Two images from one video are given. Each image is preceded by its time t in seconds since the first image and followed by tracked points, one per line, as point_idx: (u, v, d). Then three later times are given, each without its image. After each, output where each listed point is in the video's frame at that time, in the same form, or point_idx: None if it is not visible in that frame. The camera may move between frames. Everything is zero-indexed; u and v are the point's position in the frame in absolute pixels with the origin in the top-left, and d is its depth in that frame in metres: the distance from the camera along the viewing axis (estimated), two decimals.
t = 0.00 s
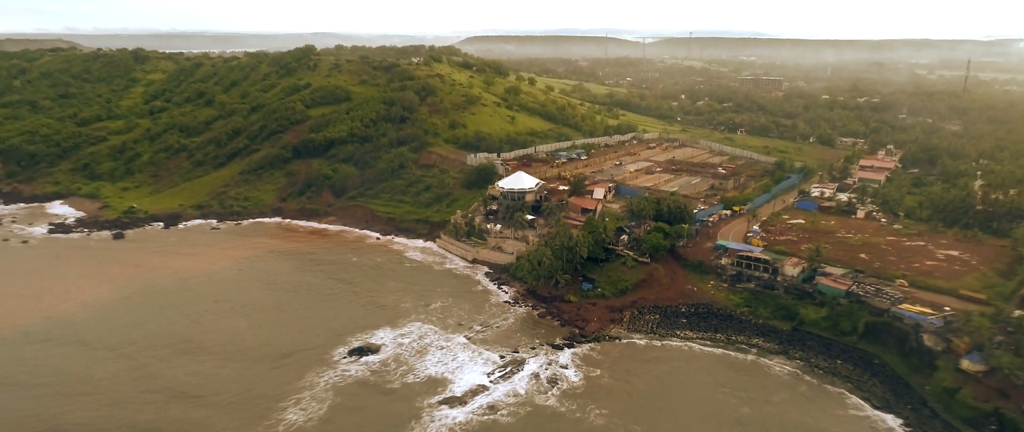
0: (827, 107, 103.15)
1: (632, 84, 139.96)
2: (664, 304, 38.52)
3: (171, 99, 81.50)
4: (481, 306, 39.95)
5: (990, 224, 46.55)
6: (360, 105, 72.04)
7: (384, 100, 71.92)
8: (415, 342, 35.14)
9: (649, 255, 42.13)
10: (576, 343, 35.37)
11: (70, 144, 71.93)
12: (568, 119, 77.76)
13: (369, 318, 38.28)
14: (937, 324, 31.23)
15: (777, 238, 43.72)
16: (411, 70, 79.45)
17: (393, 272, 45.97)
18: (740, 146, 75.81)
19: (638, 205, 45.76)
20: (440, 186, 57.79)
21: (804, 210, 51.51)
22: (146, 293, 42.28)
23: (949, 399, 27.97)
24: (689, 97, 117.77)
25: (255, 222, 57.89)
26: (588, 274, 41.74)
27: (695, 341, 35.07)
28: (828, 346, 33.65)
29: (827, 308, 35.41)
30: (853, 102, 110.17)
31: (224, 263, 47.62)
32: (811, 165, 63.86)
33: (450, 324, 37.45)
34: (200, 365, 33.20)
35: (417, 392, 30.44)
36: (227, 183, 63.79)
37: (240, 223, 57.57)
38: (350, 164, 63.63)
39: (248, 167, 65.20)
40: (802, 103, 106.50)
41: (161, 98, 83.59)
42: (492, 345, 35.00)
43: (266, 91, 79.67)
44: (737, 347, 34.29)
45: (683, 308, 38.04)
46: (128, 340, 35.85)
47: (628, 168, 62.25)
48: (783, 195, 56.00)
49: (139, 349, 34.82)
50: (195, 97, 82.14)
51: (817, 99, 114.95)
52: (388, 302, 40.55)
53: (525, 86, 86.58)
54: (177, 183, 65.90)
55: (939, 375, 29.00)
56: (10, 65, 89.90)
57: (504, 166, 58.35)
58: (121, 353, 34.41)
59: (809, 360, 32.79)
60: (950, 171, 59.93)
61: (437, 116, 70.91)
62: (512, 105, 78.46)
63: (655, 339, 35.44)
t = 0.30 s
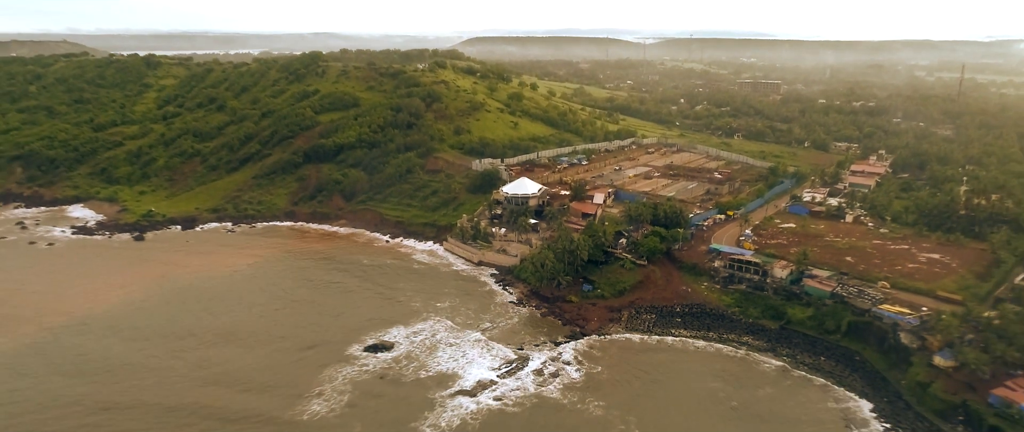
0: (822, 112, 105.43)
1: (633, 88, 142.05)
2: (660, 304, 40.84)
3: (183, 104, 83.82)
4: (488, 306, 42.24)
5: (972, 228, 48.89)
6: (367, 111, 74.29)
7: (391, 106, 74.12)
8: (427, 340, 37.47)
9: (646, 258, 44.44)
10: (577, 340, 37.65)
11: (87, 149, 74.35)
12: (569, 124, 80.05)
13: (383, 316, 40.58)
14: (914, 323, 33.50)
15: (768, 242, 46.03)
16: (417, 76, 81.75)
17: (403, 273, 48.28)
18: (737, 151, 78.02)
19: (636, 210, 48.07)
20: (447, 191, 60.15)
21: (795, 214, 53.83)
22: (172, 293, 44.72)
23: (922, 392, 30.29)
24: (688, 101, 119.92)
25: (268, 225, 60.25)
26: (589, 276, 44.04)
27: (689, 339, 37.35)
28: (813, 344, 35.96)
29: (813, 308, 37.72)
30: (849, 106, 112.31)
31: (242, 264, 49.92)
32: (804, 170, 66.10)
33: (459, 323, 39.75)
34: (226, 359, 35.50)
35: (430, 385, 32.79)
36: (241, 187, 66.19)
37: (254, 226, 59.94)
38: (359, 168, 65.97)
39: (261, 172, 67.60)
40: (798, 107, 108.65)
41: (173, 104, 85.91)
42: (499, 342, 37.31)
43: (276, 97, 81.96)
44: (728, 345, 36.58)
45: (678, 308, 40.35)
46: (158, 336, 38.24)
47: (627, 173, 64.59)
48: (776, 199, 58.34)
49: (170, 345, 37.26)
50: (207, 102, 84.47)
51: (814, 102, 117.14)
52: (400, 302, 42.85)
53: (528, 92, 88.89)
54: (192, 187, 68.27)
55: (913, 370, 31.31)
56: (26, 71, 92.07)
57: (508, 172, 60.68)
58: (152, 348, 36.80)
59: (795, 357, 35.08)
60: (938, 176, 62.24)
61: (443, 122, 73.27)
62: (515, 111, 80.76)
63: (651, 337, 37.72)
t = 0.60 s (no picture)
0: (818, 116, 107.45)
1: (632, 92, 144.23)
2: (655, 305, 43.13)
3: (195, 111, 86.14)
4: (493, 306, 44.55)
5: (955, 232, 51.10)
6: (375, 117, 76.55)
7: (397, 113, 76.39)
8: (436, 338, 39.73)
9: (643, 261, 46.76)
10: (578, 339, 39.91)
11: (103, 155, 76.72)
12: (570, 130, 82.35)
13: (393, 316, 42.85)
14: (892, 323, 35.84)
15: (759, 246, 48.33)
16: (422, 83, 83.95)
17: (411, 275, 50.60)
18: (733, 156, 80.27)
19: (634, 215, 50.39)
20: (452, 197, 62.49)
21: (787, 218, 56.14)
22: (194, 293, 47.18)
23: (897, 387, 32.57)
24: (686, 106, 122.14)
25: (281, 229, 62.59)
26: (589, 278, 46.35)
27: (683, 338, 39.64)
28: (799, 342, 38.27)
29: (800, 309, 40.04)
30: (845, 110, 114.39)
31: (257, 267, 52.23)
32: (797, 175, 68.32)
33: (466, 322, 42.04)
34: (249, 356, 37.81)
35: (439, 380, 35.10)
36: (253, 192, 68.57)
37: (267, 230, 62.28)
38: (367, 174, 68.32)
39: (272, 177, 69.93)
40: (795, 111, 110.87)
41: (185, 110, 88.25)
42: (504, 341, 39.59)
43: (284, 104, 84.26)
44: (719, 343, 38.87)
45: (673, 308, 42.64)
46: (184, 335, 40.61)
47: (626, 179, 66.93)
48: (769, 204, 60.65)
49: (195, 342, 39.68)
50: (218, 108, 86.84)
51: (810, 107, 119.32)
52: (409, 302, 45.12)
53: (530, 99, 91.24)
54: (206, 191, 70.66)
55: (890, 366, 33.58)
56: (40, 77, 94.25)
57: (511, 177, 63.01)
58: (178, 346, 39.14)
59: (781, 354, 37.37)
60: (926, 181, 64.42)
61: (447, 128, 75.49)
62: (518, 117, 83.07)
63: (647, 336, 40.00)
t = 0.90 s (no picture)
0: (814, 121, 109.65)
1: (633, 96, 146.47)
2: (652, 306, 45.43)
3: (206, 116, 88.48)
4: (498, 307, 46.83)
5: (940, 236, 53.34)
6: (381, 123, 78.84)
7: (403, 119, 78.65)
8: (444, 337, 42.01)
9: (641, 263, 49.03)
10: (578, 338, 42.20)
11: (118, 160, 79.05)
12: (571, 136, 84.66)
13: (403, 316, 45.15)
14: (874, 322, 38.15)
15: (751, 249, 50.65)
16: (427, 89, 86.21)
17: (419, 277, 52.91)
18: (729, 160, 82.54)
19: (632, 220, 52.66)
20: (458, 201, 64.86)
21: (779, 222, 58.49)
22: (213, 293, 49.59)
23: (877, 382, 34.88)
24: (685, 110, 124.39)
25: (292, 232, 64.98)
26: (589, 279, 48.63)
27: (678, 337, 41.93)
28: (787, 340, 40.58)
29: (788, 309, 42.34)
30: (841, 114, 116.63)
31: (272, 269, 54.56)
32: (791, 180, 70.55)
33: (472, 322, 44.31)
34: (268, 353, 40.09)
35: (448, 376, 37.38)
36: (265, 196, 70.96)
37: (279, 233, 64.65)
38: (374, 179, 70.68)
39: (283, 182, 72.32)
40: (791, 116, 113.16)
41: (196, 116, 90.59)
42: (508, 340, 41.86)
43: (293, 109, 86.53)
44: (712, 342, 41.16)
45: (669, 309, 44.93)
46: (205, 333, 42.91)
47: (625, 183, 69.31)
48: (762, 208, 62.96)
49: (217, 340, 42.01)
50: (228, 114, 89.17)
51: (807, 111, 121.47)
52: (418, 303, 47.42)
53: (531, 105, 93.57)
54: (218, 196, 73.05)
55: (871, 363, 35.91)
56: (54, 83, 96.42)
57: (514, 183, 65.35)
58: (201, 344, 41.43)
59: (770, 352, 39.67)
60: (915, 186, 66.68)
61: (452, 133, 77.82)
62: (520, 123, 85.41)
63: (644, 335, 42.28)
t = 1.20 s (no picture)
0: (811, 124, 111.55)
1: (632, 99, 148.50)
2: (649, 306, 47.50)
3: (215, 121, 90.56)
4: (502, 307, 48.87)
5: (927, 238, 55.37)
6: (387, 128, 80.89)
7: (408, 124, 80.67)
8: (451, 335, 44.05)
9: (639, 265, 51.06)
10: (578, 336, 44.27)
11: (130, 164, 81.16)
12: (572, 140, 86.67)
13: (412, 315, 47.17)
14: (859, 322, 40.24)
15: (745, 251, 52.70)
16: (431, 95, 88.19)
17: (426, 278, 54.96)
18: (726, 164, 84.52)
19: (630, 223, 54.67)
20: (462, 205, 66.96)
21: (773, 225, 60.54)
22: (229, 292, 51.75)
23: (861, 378, 36.97)
24: (685, 114, 126.31)
25: (301, 234, 67.09)
26: (589, 280, 50.71)
27: (673, 335, 43.99)
28: (777, 338, 42.67)
29: (779, 309, 44.40)
30: (837, 117, 118.46)
31: (284, 270, 56.60)
32: (786, 184, 72.52)
33: (477, 321, 46.36)
34: (284, 350, 42.14)
35: (455, 372, 39.46)
36: (274, 199, 73.08)
37: (289, 235, 66.77)
38: (381, 182, 72.76)
39: (292, 185, 74.39)
40: (788, 119, 115.08)
41: (206, 120, 92.67)
42: (512, 338, 43.91)
43: (300, 114, 88.55)
44: (706, 340, 43.24)
45: (665, 309, 46.99)
46: (223, 331, 44.96)
47: (624, 187, 71.37)
48: (757, 212, 64.99)
49: (235, 338, 44.05)
50: (237, 118, 91.25)
51: (804, 114, 123.37)
52: (425, 303, 49.45)
53: (533, 109, 95.60)
54: (229, 199, 75.18)
55: (856, 360, 38.00)
56: (65, 88, 98.35)
57: (516, 187, 67.41)
58: (220, 341, 43.47)
59: (761, 349, 41.75)
60: (906, 190, 68.65)
61: (455, 138, 79.83)
62: (522, 128, 87.43)
63: (642, 334, 44.35)
